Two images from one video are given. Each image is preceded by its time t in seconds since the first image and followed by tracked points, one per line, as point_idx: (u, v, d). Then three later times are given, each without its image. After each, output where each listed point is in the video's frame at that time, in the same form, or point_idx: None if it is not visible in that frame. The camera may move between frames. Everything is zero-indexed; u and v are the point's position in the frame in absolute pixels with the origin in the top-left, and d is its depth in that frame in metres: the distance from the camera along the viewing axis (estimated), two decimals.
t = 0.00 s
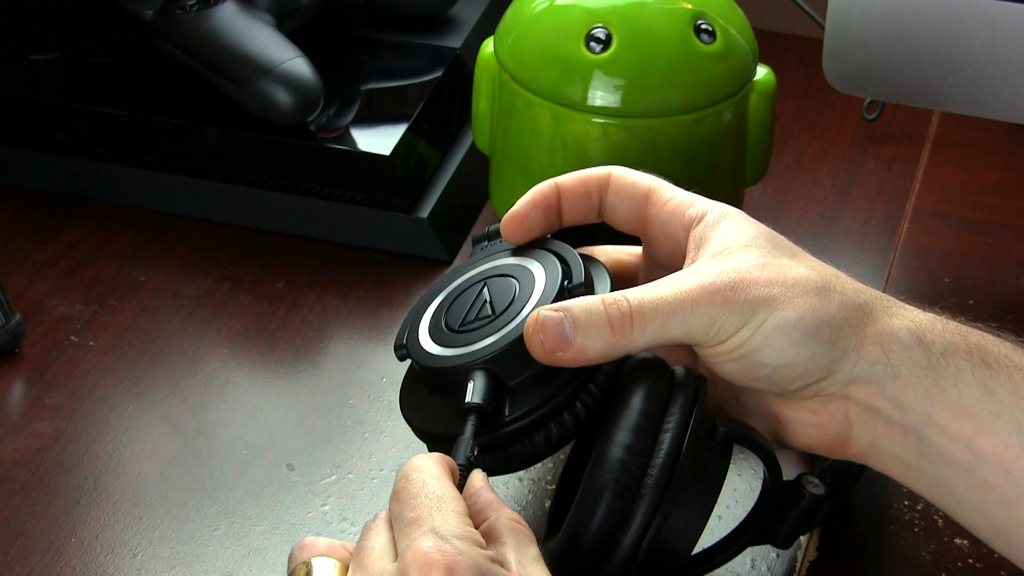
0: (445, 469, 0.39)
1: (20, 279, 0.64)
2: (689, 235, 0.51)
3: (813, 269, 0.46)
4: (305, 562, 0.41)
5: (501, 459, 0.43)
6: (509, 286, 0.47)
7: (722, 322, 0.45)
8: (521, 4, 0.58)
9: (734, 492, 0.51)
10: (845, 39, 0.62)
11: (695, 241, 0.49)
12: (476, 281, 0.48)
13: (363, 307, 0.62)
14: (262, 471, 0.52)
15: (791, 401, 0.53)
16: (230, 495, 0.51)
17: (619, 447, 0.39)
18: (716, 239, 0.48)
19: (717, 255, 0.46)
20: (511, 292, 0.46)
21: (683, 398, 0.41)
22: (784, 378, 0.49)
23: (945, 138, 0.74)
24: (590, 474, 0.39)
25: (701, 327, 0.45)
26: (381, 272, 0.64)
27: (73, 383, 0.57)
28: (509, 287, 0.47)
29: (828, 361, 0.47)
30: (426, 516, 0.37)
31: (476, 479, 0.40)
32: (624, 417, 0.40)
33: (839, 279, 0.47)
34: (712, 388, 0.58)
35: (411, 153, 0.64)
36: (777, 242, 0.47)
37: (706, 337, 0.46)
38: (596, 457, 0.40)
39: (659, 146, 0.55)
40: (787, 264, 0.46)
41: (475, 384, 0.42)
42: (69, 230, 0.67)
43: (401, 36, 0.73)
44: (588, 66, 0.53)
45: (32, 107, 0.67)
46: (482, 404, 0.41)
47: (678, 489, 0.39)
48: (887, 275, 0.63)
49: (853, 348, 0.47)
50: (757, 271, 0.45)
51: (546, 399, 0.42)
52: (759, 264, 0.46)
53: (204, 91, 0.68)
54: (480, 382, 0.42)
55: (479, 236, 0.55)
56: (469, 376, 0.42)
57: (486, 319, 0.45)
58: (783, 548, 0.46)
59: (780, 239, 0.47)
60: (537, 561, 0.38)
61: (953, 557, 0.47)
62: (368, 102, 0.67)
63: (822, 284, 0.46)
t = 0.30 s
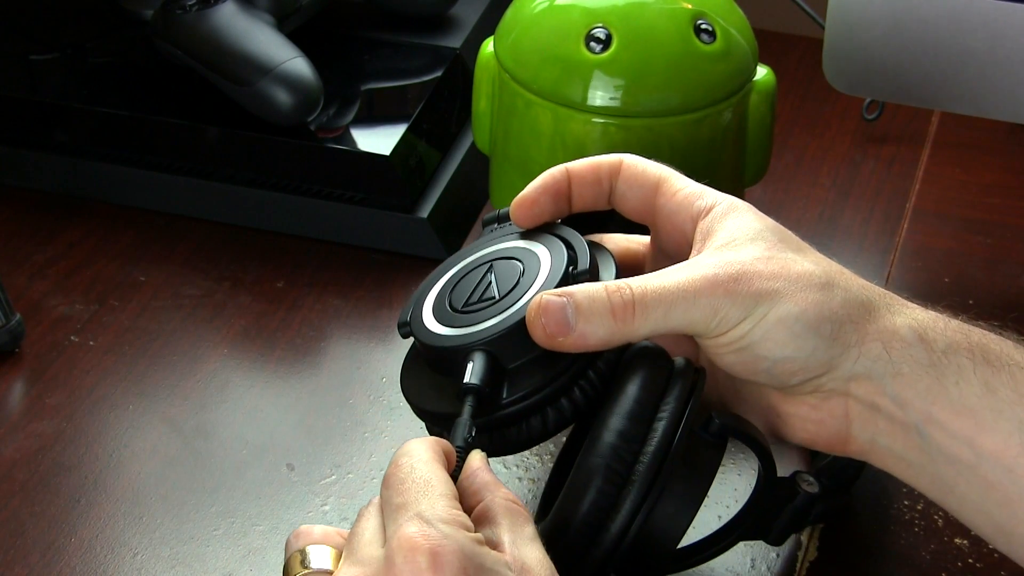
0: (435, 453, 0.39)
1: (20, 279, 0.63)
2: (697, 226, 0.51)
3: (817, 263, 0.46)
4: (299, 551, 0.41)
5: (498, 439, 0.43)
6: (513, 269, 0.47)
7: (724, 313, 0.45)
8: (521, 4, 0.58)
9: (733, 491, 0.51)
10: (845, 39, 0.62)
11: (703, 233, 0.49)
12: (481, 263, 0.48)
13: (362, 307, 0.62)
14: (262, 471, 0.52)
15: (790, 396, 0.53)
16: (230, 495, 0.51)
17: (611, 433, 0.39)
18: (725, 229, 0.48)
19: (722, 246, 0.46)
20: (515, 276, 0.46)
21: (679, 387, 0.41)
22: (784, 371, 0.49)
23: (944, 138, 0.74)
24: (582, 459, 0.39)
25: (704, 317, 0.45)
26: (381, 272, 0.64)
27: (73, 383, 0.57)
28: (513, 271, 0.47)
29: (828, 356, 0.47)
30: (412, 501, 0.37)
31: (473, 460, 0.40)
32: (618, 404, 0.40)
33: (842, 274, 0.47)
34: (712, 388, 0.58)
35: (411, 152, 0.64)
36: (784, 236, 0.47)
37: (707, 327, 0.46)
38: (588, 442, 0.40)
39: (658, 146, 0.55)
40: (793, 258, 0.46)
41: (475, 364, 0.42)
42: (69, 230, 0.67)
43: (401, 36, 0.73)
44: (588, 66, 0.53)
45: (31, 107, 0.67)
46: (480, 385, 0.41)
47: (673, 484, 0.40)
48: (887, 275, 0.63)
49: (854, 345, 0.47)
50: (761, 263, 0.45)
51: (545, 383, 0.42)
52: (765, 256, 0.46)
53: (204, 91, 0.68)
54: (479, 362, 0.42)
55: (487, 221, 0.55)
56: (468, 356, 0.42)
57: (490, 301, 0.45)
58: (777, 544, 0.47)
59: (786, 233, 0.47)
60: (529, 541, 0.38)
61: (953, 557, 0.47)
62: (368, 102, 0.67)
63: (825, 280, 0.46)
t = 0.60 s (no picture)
0: (434, 448, 0.39)
1: (20, 279, 0.63)
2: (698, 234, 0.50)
3: (817, 269, 0.46)
4: (297, 544, 0.41)
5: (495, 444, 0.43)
6: (512, 267, 0.47)
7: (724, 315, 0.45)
8: (521, 4, 0.58)
9: (733, 492, 0.51)
10: (844, 39, 0.62)
11: (704, 242, 0.49)
12: (483, 260, 0.48)
13: (362, 307, 0.62)
14: (262, 471, 0.52)
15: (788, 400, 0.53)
16: (230, 495, 0.51)
17: (608, 440, 0.39)
18: (725, 234, 0.48)
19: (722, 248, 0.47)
20: (516, 274, 0.46)
21: (676, 394, 0.41)
22: (784, 373, 0.49)
23: (944, 138, 0.74)
24: (577, 466, 0.39)
25: (704, 318, 0.45)
26: (381, 272, 0.64)
27: (73, 383, 0.57)
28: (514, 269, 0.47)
29: (828, 359, 0.47)
30: (415, 494, 0.36)
31: (469, 452, 0.40)
32: (614, 411, 0.40)
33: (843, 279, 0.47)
34: (710, 388, 0.58)
35: (411, 152, 0.64)
36: (785, 241, 0.47)
37: (707, 329, 0.46)
38: (584, 450, 0.40)
39: (658, 146, 0.55)
40: (793, 261, 0.46)
41: (471, 360, 0.42)
42: (69, 229, 0.67)
43: (401, 36, 0.73)
44: (588, 66, 0.53)
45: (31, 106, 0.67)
46: (475, 380, 0.41)
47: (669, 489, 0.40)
48: (887, 275, 0.63)
49: (853, 348, 0.47)
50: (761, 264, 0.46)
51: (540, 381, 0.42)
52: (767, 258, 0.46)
53: (204, 91, 0.68)
54: (475, 359, 0.42)
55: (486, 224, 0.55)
56: (466, 352, 0.43)
57: (491, 297, 0.45)
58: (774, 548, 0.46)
59: (788, 239, 0.47)
60: (529, 535, 0.38)
61: (953, 557, 0.47)
62: (368, 102, 0.67)
63: (825, 283, 0.46)
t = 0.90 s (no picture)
0: (443, 442, 0.39)
1: (20, 279, 0.64)
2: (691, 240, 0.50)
3: (813, 274, 0.46)
4: (300, 530, 0.40)
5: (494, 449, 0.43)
6: (508, 279, 0.47)
7: (721, 325, 0.45)
8: (521, 4, 0.58)
9: (733, 491, 0.51)
10: (844, 40, 0.62)
11: (697, 248, 0.49)
12: (476, 273, 0.48)
13: (362, 306, 0.62)
14: (262, 471, 0.52)
15: (786, 407, 0.53)
16: (230, 495, 0.51)
17: (602, 445, 0.39)
18: (718, 241, 0.47)
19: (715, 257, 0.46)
20: (511, 287, 0.46)
21: (673, 399, 0.41)
22: (783, 383, 0.49)
23: (944, 138, 0.74)
24: (572, 471, 0.39)
25: (701, 329, 0.45)
26: (381, 272, 0.64)
27: (73, 383, 0.57)
28: (508, 281, 0.47)
29: (826, 369, 0.47)
30: (428, 487, 0.37)
31: (469, 451, 0.40)
32: (610, 417, 0.40)
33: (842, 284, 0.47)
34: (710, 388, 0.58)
35: (411, 152, 0.64)
36: (779, 246, 0.47)
37: (707, 340, 0.46)
38: (580, 455, 0.40)
39: (658, 146, 0.55)
40: (787, 267, 0.46)
41: (465, 378, 0.42)
42: (69, 230, 0.67)
43: (400, 37, 0.73)
44: (588, 66, 0.53)
45: (31, 107, 0.67)
46: (471, 399, 0.41)
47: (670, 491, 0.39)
48: (887, 275, 0.63)
49: (852, 356, 0.46)
50: (756, 273, 0.45)
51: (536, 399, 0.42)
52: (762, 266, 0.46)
53: (204, 91, 0.68)
54: (471, 376, 0.42)
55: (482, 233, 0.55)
56: (461, 368, 0.42)
57: (485, 312, 0.45)
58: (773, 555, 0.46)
59: (781, 244, 0.47)
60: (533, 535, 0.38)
61: (953, 557, 0.47)
62: (368, 103, 0.67)
63: (822, 290, 0.45)
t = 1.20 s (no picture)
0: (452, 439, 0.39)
1: (20, 279, 0.64)
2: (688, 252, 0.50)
3: (809, 289, 0.46)
4: (303, 515, 0.40)
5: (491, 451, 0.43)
6: (507, 282, 0.47)
7: (718, 342, 0.45)
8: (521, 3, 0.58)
9: (733, 491, 0.51)
10: (844, 40, 0.62)
11: (694, 261, 0.48)
12: (477, 275, 0.48)
13: (362, 306, 0.62)
14: (262, 472, 0.52)
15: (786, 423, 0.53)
16: (231, 495, 0.51)
17: (602, 453, 0.39)
18: (713, 255, 0.47)
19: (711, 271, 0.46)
20: (510, 292, 0.46)
21: (671, 408, 0.41)
22: (780, 400, 0.49)
23: (944, 138, 0.74)
24: (572, 478, 0.39)
25: (697, 346, 0.45)
26: (381, 272, 0.64)
27: (73, 383, 0.57)
28: (507, 285, 0.47)
29: (822, 384, 0.47)
30: (443, 482, 0.37)
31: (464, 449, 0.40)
32: (610, 426, 0.40)
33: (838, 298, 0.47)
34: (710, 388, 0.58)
35: (411, 152, 0.64)
36: (775, 258, 0.47)
37: (701, 358, 0.46)
38: (580, 463, 0.40)
39: (658, 146, 0.55)
40: (783, 281, 0.46)
41: (461, 378, 0.42)
42: (68, 230, 0.67)
43: (400, 36, 0.73)
44: (588, 66, 0.53)
45: (30, 107, 0.67)
46: (465, 400, 0.41)
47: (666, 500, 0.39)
48: (887, 275, 0.63)
49: (847, 372, 0.46)
50: (753, 288, 0.45)
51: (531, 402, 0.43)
52: (758, 281, 0.46)
53: (204, 91, 0.68)
54: (467, 377, 0.42)
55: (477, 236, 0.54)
56: (456, 369, 0.43)
57: (483, 315, 0.45)
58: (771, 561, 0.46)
59: (778, 256, 0.47)
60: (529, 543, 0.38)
61: (953, 557, 0.47)
62: (368, 102, 0.67)
63: (816, 306, 0.45)
